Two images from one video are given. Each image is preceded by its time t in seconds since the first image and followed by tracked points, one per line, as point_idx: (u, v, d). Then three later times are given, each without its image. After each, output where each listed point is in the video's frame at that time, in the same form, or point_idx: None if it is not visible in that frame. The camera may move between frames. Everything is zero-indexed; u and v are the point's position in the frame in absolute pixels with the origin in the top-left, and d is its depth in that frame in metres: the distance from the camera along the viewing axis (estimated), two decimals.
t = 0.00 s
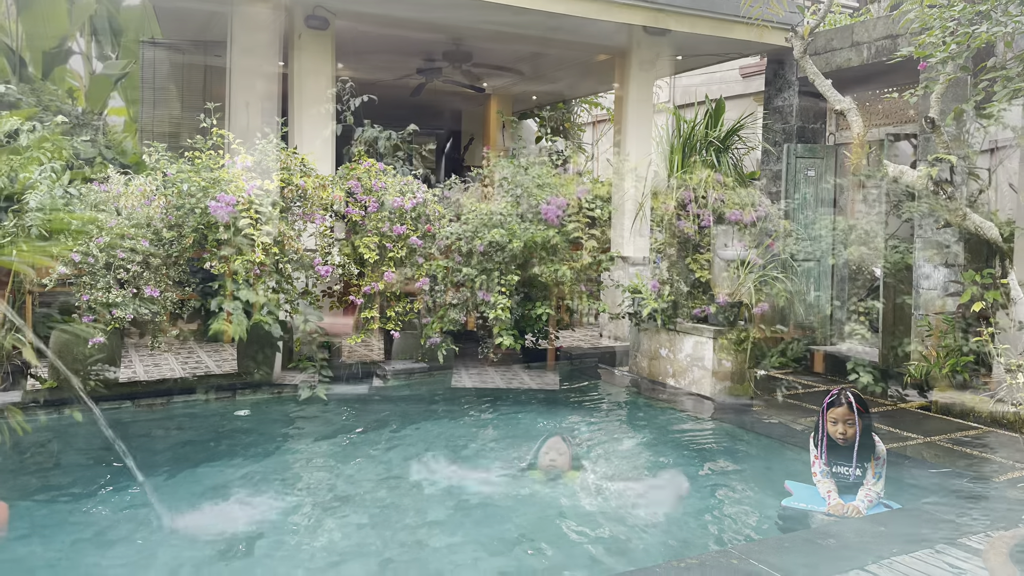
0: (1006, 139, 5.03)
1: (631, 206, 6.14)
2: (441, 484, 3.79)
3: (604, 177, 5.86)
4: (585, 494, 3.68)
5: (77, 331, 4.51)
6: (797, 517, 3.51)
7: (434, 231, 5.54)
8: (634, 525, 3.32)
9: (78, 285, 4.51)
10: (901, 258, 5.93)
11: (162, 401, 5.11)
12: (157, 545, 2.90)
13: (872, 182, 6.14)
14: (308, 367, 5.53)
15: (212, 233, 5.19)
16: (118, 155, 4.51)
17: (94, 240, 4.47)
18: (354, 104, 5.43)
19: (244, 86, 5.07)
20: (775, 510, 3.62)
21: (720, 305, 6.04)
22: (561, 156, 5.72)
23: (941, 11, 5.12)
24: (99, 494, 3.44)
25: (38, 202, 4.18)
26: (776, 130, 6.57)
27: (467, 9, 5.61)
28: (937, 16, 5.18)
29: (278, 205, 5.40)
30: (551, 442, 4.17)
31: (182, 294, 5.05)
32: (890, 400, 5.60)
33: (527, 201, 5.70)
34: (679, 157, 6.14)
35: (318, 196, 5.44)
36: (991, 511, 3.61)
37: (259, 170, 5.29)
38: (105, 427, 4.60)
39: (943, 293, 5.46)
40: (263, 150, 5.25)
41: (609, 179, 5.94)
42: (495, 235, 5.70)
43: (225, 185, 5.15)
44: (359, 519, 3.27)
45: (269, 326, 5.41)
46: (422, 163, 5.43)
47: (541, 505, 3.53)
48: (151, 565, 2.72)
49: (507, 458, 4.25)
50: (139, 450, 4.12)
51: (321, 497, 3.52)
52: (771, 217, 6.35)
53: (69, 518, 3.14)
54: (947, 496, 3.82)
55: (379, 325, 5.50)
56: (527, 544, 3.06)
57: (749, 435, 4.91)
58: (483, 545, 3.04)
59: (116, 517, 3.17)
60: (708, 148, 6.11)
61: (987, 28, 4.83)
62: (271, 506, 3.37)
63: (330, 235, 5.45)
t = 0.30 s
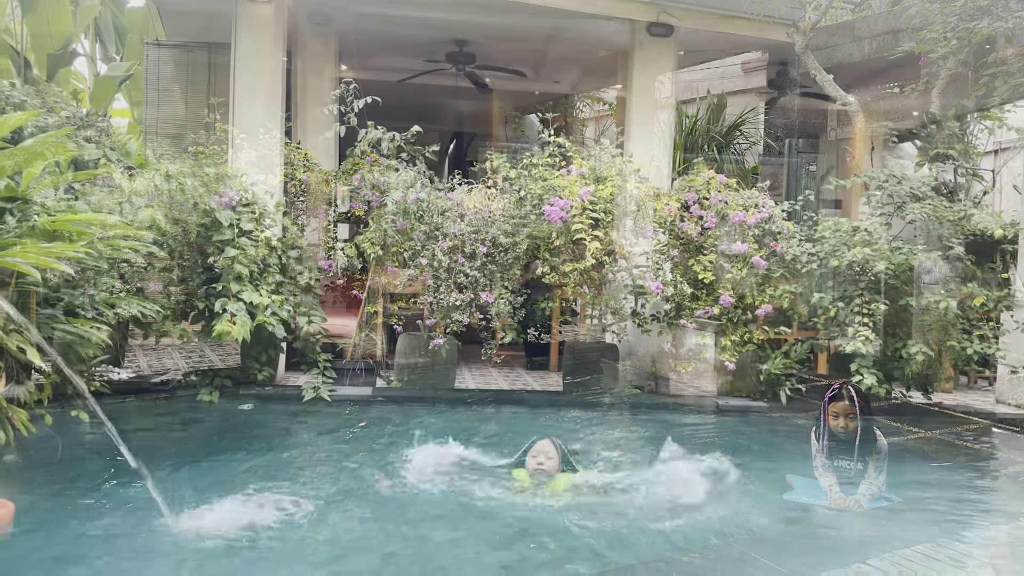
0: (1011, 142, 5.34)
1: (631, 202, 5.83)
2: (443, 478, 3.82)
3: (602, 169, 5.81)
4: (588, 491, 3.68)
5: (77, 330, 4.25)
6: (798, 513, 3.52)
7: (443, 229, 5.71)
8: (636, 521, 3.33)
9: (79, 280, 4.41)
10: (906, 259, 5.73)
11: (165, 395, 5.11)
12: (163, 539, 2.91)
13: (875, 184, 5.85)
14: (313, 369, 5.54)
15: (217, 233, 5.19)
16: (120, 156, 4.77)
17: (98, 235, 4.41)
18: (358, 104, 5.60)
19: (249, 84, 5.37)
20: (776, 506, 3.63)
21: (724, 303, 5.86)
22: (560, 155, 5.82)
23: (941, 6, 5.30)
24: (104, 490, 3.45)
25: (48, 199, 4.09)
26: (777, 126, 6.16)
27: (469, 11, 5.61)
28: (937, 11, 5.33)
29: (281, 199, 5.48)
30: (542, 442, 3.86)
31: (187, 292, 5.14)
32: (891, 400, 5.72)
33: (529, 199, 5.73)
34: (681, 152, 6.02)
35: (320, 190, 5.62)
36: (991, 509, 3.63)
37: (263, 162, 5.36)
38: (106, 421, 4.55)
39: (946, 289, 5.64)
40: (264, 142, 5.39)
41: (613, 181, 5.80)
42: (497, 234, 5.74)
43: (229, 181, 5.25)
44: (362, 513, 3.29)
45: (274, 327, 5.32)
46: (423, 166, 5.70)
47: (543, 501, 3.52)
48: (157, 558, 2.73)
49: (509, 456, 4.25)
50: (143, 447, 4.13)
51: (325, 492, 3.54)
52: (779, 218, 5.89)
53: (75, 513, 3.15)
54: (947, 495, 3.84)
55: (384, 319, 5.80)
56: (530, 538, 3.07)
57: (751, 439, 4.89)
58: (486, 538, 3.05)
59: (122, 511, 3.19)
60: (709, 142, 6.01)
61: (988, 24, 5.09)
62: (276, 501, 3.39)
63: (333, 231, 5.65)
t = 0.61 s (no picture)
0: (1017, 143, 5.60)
1: (635, 206, 5.64)
2: (447, 481, 3.80)
3: (605, 170, 5.74)
4: (597, 497, 3.65)
5: (79, 332, 3.79)
6: (804, 516, 3.50)
7: (447, 231, 5.53)
8: (641, 525, 3.31)
9: (82, 282, 4.32)
10: (911, 261, 5.29)
11: (171, 399, 5.12)
12: (166, 540, 2.91)
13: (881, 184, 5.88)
14: (317, 372, 5.49)
15: (221, 234, 5.13)
16: (128, 161, 5.06)
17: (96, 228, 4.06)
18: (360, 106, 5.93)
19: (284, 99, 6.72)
20: (782, 508, 3.61)
21: (730, 304, 5.62)
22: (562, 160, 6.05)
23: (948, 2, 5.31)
24: (108, 491, 3.45)
25: (49, 204, 3.95)
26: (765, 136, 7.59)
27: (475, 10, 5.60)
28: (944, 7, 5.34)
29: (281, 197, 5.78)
30: (526, 448, 3.59)
31: (194, 296, 5.25)
32: (903, 407, 5.62)
33: (532, 201, 5.64)
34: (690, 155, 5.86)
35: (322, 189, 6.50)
36: (999, 513, 3.59)
37: (267, 172, 5.83)
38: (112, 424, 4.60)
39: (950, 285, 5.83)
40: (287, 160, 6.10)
41: (616, 184, 5.55)
42: (501, 237, 5.55)
43: (233, 186, 5.36)
44: (365, 516, 3.27)
45: (277, 328, 4.97)
46: (426, 167, 5.65)
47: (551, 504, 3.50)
48: (160, 560, 2.72)
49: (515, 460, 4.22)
50: (147, 449, 4.14)
51: (328, 494, 3.53)
52: (784, 219, 5.76)
53: (79, 514, 3.15)
54: (955, 499, 3.80)
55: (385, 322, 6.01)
56: (534, 541, 3.05)
57: (760, 443, 4.85)
58: (488, 540, 3.03)
59: (125, 513, 3.18)
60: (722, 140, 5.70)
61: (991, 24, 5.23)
62: (279, 504, 3.37)
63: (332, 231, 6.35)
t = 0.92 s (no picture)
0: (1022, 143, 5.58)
1: (639, 207, 5.63)
2: (450, 482, 3.80)
3: (608, 171, 5.72)
4: (600, 498, 3.65)
5: (84, 333, 3.78)
6: (808, 518, 3.49)
7: (451, 232, 5.53)
8: (645, 526, 3.31)
9: (86, 284, 4.33)
10: (915, 262, 5.26)
11: (175, 400, 5.13)
12: (171, 541, 2.91)
13: (885, 185, 5.86)
14: (321, 373, 5.49)
15: (224, 235, 5.14)
16: (132, 162, 5.05)
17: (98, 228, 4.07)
18: (363, 108, 5.88)
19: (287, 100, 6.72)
20: (785, 510, 3.60)
21: (734, 305, 5.60)
22: (566, 160, 6.04)
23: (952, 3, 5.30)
24: (112, 492, 3.46)
25: (53, 204, 3.95)
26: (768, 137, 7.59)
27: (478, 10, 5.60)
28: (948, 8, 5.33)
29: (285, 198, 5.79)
30: (519, 448, 3.54)
31: (198, 297, 5.26)
32: (907, 408, 5.61)
33: (536, 202, 5.62)
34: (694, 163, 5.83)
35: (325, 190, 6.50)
36: (1004, 515, 3.57)
37: (271, 172, 5.84)
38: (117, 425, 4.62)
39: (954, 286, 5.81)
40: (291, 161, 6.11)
41: (620, 185, 5.53)
42: (504, 238, 5.55)
43: (237, 188, 5.37)
44: (368, 517, 3.27)
45: (281, 329, 4.97)
46: (429, 169, 5.64)
47: (555, 505, 3.50)
48: (164, 560, 2.73)
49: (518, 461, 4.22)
50: (151, 449, 4.15)
51: (331, 496, 3.53)
52: (788, 219, 5.74)
53: (83, 515, 3.16)
54: (960, 501, 3.79)
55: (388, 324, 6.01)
56: (536, 543, 3.05)
57: (763, 444, 4.84)
58: (491, 542, 3.03)
59: (129, 514, 3.19)
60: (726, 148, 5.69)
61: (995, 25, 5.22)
62: (282, 505, 3.38)
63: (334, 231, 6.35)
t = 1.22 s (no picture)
0: None
1: (644, 207, 5.61)
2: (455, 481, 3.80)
3: (613, 171, 5.71)
4: (604, 499, 3.64)
5: (89, 334, 3.78)
6: (814, 520, 3.48)
7: (456, 233, 5.52)
8: (650, 527, 3.30)
9: (92, 285, 4.33)
10: (921, 263, 5.23)
11: (181, 400, 5.15)
12: (177, 542, 2.92)
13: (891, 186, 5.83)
14: (326, 373, 5.50)
15: (230, 236, 5.15)
16: (138, 163, 5.07)
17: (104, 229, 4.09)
18: (367, 109, 5.89)
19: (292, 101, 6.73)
20: (790, 511, 3.59)
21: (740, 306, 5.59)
22: (570, 161, 6.03)
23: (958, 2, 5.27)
24: (118, 492, 3.47)
25: (60, 205, 3.95)
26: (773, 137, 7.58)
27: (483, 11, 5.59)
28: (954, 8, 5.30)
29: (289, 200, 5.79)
30: (508, 450, 3.41)
31: (203, 297, 5.27)
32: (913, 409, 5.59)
33: (541, 203, 5.62)
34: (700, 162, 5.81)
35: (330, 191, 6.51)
36: (1009, 516, 3.56)
37: (276, 173, 5.85)
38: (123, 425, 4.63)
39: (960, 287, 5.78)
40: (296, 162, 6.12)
41: (625, 186, 5.51)
42: (509, 239, 5.54)
43: (242, 189, 5.37)
44: (374, 517, 3.28)
45: (286, 330, 4.97)
46: (434, 170, 5.64)
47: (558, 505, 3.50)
48: (169, 562, 2.73)
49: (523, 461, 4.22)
50: (157, 450, 4.16)
51: (338, 496, 3.53)
52: (793, 220, 5.72)
53: (90, 515, 3.17)
54: (967, 503, 3.76)
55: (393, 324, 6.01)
56: (543, 543, 3.04)
57: (768, 446, 4.83)
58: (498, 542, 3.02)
59: (135, 514, 3.19)
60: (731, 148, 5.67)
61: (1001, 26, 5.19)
62: (287, 505, 3.38)
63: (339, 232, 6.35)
